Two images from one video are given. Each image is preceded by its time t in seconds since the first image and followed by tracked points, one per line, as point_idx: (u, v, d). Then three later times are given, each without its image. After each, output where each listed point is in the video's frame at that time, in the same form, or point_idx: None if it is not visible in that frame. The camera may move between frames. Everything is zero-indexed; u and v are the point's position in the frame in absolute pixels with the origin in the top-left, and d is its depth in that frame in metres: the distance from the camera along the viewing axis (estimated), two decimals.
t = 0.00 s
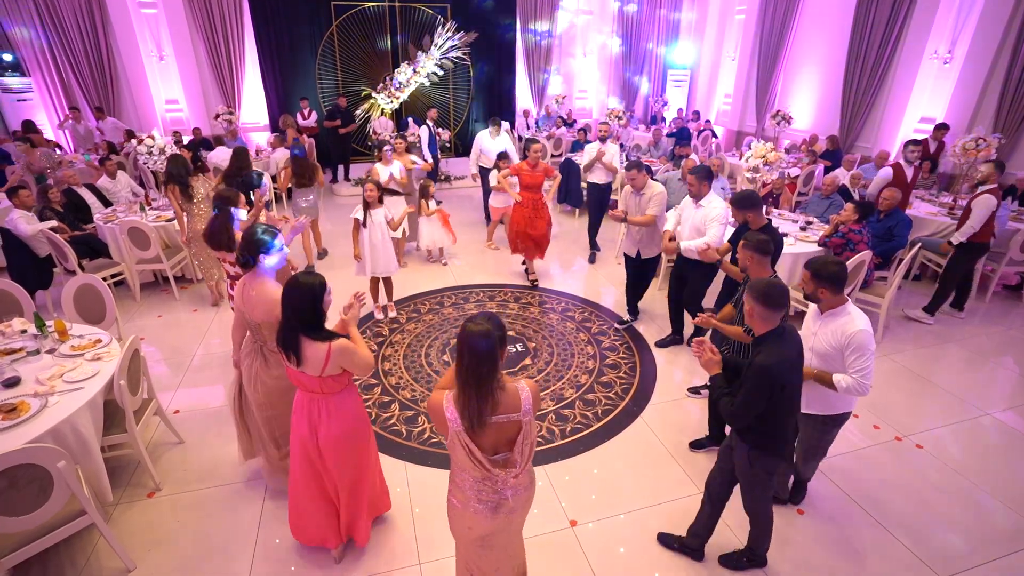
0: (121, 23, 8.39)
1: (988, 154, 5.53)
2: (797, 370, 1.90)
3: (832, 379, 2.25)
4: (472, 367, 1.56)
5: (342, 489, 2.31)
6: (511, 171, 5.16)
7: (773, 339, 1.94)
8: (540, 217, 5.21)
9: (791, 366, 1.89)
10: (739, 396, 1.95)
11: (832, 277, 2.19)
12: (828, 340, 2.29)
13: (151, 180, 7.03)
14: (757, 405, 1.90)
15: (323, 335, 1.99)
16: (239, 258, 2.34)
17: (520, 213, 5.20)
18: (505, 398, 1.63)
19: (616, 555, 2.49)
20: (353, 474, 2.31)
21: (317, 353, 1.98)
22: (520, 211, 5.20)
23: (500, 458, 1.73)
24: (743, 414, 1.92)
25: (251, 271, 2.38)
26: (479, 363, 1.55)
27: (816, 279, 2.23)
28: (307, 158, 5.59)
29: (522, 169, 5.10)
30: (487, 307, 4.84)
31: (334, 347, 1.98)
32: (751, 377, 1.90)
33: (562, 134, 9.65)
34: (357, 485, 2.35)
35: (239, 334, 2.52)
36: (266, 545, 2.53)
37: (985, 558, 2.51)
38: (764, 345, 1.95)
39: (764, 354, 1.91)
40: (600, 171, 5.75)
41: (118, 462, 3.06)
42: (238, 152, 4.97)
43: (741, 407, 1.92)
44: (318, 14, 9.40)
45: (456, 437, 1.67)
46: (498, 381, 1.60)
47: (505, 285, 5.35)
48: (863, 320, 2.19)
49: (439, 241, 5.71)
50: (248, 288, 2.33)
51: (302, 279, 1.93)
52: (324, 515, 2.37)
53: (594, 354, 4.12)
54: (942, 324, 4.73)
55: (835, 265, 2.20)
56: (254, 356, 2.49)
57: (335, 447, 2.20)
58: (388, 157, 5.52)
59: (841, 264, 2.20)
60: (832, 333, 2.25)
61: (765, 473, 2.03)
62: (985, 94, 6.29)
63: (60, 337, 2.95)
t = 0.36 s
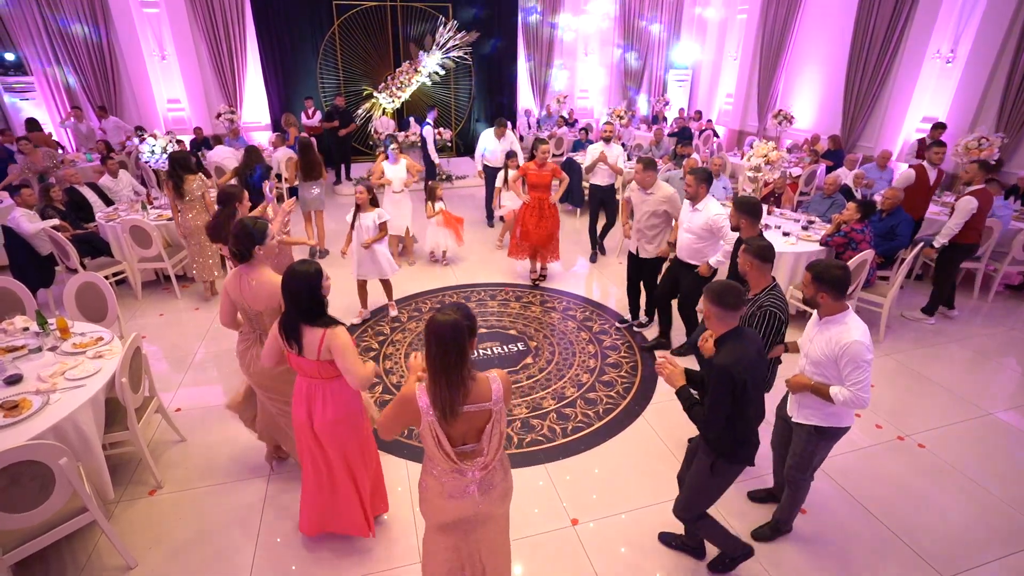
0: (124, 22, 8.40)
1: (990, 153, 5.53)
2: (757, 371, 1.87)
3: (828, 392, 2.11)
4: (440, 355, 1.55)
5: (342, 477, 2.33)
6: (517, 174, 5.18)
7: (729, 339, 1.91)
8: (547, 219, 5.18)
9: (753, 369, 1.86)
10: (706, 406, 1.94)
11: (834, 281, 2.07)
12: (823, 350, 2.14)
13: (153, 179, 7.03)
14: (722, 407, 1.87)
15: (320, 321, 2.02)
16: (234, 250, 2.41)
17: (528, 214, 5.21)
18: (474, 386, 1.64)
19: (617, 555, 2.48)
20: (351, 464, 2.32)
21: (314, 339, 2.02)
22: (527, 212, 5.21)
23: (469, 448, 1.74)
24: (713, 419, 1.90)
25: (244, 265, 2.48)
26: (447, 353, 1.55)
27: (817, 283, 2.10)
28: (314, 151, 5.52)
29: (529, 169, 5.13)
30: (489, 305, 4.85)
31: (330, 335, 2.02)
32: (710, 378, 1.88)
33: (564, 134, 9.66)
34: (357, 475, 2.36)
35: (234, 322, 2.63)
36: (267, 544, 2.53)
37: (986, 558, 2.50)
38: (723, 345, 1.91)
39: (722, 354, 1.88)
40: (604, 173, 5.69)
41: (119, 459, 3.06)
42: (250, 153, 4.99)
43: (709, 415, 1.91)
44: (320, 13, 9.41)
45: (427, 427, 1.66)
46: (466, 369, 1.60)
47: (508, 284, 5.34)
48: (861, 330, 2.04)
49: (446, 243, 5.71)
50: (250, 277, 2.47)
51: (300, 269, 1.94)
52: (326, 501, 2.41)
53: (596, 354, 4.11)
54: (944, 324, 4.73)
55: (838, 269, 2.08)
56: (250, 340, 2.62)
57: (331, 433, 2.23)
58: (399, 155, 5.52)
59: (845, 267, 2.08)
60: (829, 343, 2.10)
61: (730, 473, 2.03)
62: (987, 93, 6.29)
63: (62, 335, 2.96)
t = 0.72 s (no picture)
0: (125, 22, 8.42)
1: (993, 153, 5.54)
2: (741, 381, 1.82)
3: (810, 396, 2.08)
4: (410, 353, 1.54)
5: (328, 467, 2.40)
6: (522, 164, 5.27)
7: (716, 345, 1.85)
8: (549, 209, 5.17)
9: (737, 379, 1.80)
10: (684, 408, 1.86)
11: (845, 285, 1.99)
12: (815, 354, 2.10)
13: (154, 179, 7.04)
14: (705, 416, 1.80)
15: (293, 319, 2.01)
16: (223, 241, 2.50)
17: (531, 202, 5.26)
18: (449, 381, 1.64)
19: (618, 554, 2.48)
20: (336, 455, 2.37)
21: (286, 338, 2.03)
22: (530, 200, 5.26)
23: (446, 446, 1.74)
24: (691, 426, 1.83)
25: (236, 252, 2.56)
26: (418, 349, 1.54)
27: (827, 287, 2.04)
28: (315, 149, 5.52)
29: (533, 160, 5.20)
30: (490, 305, 4.84)
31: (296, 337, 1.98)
32: (690, 386, 1.82)
33: (565, 134, 9.66)
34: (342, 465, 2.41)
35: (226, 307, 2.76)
36: (267, 544, 2.52)
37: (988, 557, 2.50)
38: (712, 352, 1.84)
39: (709, 363, 1.81)
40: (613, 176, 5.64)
41: (120, 458, 3.06)
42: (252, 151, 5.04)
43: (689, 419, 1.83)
44: (322, 13, 9.42)
45: (403, 424, 1.67)
46: (439, 367, 1.59)
47: (509, 284, 5.32)
48: (852, 340, 1.99)
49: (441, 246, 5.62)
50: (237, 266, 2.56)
51: (289, 265, 1.97)
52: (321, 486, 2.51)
53: (596, 354, 4.10)
54: (946, 324, 4.73)
55: (849, 271, 2.01)
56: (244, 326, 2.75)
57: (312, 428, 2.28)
58: (404, 156, 5.49)
59: (856, 270, 2.01)
60: (819, 348, 2.07)
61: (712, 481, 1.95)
62: (990, 93, 6.28)
63: (64, 333, 2.97)
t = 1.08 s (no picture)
0: (126, 21, 8.43)
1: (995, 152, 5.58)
2: (718, 398, 1.75)
3: (801, 398, 2.07)
4: (408, 354, 1.54)
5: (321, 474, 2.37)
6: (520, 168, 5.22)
7: (692, 356, 1.79)
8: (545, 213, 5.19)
9: (714, 398, 1.75)
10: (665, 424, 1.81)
11: (844, 289, 1.98)
12: (811, 356, 2.10)
13: (155, 178, 7.04)
14: (681, 428, 1.77)
15: (290, 323, 2.00)
16: (226, 238, 2.51)
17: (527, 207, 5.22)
18: (446, 383, 1.63)
19: (618, 554, 2.47)
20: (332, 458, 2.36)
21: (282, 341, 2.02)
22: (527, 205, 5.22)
23: (439, 447, 1.73)
24: (673, 442, 1.80)
25: (239, 251, 2.58)
26: (415, 351, 1.54)
27: (826, 291, 2.02)
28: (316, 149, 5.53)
29: (530, 163, 5.15)
30: (492, 305, 4.84)
31: (293, 340, 1.97)
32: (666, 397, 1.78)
33: (566, 134, 9.66)
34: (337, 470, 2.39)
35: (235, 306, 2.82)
36: (269, 543, 2.52)
37: (990, 559, 2.49)
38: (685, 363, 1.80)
39: (680, 373, 1.77)
40: (626, 179, 5.62)
41: (122, 457, 3.06)
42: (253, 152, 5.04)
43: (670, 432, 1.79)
44: (322, 13, 9.41)
45: (396, 421, 1.67)
46: (435, 369, 1.58)
47: (510, 283, 5.31)
48: (847, 343, 1.97)
49: (440, 246, 5.55)
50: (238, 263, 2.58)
51: (282, 270, 1.95)
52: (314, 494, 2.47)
53: (598, 353, 4.10)
54: (948, 324, 4.72)
55: (850, 275, 2.00)
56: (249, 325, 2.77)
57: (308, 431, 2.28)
58: (402, 155, 5.52)
59: (858, 275, 1.99)
60: (815, 351, 2.06)
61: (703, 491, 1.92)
62: (992, 94, 6.26)
63: (65, 332, 2.97)
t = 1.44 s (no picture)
0: (127, 22, 8.45)
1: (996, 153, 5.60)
2: (721, 403, 1.74)
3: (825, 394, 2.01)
4: (401, 353, 1.54)
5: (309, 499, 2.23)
6: (513, 170, 5.21)
7: (694, 363, 1.79)
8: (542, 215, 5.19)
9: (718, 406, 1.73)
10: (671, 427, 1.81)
11: (857, 281, 1.97)
12: (822, 349, 2.08)
13: (157, 178, 7.05)
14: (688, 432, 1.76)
15: (293, 333, 1.98)
16: (226, 245, 2.50)
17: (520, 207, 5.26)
18: (439, 380, 1.63)
19: (619, 555, 2.47)
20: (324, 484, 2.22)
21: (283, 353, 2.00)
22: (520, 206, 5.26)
23: (433, 441, 1.72)
24: (680, 448, 1.78)
25: (237, 256, 2.57)
26: (407, 347, 1.53)
27: (839, 282, 2.01)
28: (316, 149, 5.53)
29: (525, 165, 5.17)
30: (493, 304, 4.84)
31: (298, 351, 1.97)
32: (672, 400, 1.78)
33: (567, 134, 9.66)
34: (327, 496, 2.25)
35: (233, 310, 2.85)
36: (269, 544, 2.52)
37: (991, 560, 2.48)
38: (689, 369, 1.80)
39: (686, 381, 1.76)
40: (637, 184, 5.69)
41: (123, 457, 3.07)
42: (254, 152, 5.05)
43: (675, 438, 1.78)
44: (323, 13, 9.42)
45: (388, 417, 1.67)
46: (427, 367, 1.58)
47: (510, 284, 5.31)
48: (857, 331, 1.97)
49: (439, 250, 5.52)
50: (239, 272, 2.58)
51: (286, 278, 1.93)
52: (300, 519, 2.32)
53: (599, 353, 4.10)
54: (949, 324, 4.72)
55: (860, 266, 1.99)
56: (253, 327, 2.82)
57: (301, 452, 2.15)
58: (398, 159, 5.52)
59: (868, 267, 1.98)
60: (828, 341, 2.05)
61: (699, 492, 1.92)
62: (994, 94, 6.24)
63: (67, 332, 2.98)
